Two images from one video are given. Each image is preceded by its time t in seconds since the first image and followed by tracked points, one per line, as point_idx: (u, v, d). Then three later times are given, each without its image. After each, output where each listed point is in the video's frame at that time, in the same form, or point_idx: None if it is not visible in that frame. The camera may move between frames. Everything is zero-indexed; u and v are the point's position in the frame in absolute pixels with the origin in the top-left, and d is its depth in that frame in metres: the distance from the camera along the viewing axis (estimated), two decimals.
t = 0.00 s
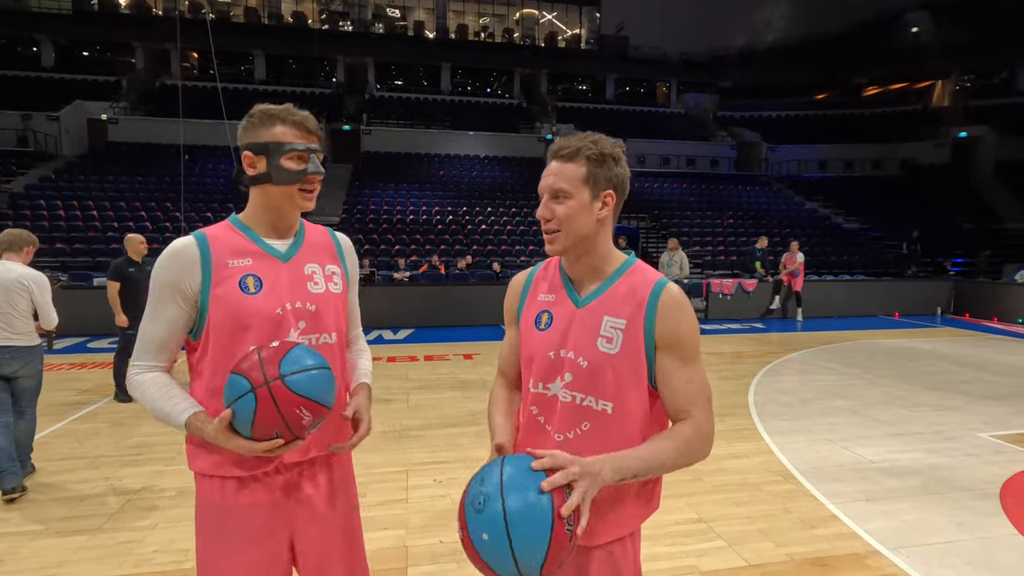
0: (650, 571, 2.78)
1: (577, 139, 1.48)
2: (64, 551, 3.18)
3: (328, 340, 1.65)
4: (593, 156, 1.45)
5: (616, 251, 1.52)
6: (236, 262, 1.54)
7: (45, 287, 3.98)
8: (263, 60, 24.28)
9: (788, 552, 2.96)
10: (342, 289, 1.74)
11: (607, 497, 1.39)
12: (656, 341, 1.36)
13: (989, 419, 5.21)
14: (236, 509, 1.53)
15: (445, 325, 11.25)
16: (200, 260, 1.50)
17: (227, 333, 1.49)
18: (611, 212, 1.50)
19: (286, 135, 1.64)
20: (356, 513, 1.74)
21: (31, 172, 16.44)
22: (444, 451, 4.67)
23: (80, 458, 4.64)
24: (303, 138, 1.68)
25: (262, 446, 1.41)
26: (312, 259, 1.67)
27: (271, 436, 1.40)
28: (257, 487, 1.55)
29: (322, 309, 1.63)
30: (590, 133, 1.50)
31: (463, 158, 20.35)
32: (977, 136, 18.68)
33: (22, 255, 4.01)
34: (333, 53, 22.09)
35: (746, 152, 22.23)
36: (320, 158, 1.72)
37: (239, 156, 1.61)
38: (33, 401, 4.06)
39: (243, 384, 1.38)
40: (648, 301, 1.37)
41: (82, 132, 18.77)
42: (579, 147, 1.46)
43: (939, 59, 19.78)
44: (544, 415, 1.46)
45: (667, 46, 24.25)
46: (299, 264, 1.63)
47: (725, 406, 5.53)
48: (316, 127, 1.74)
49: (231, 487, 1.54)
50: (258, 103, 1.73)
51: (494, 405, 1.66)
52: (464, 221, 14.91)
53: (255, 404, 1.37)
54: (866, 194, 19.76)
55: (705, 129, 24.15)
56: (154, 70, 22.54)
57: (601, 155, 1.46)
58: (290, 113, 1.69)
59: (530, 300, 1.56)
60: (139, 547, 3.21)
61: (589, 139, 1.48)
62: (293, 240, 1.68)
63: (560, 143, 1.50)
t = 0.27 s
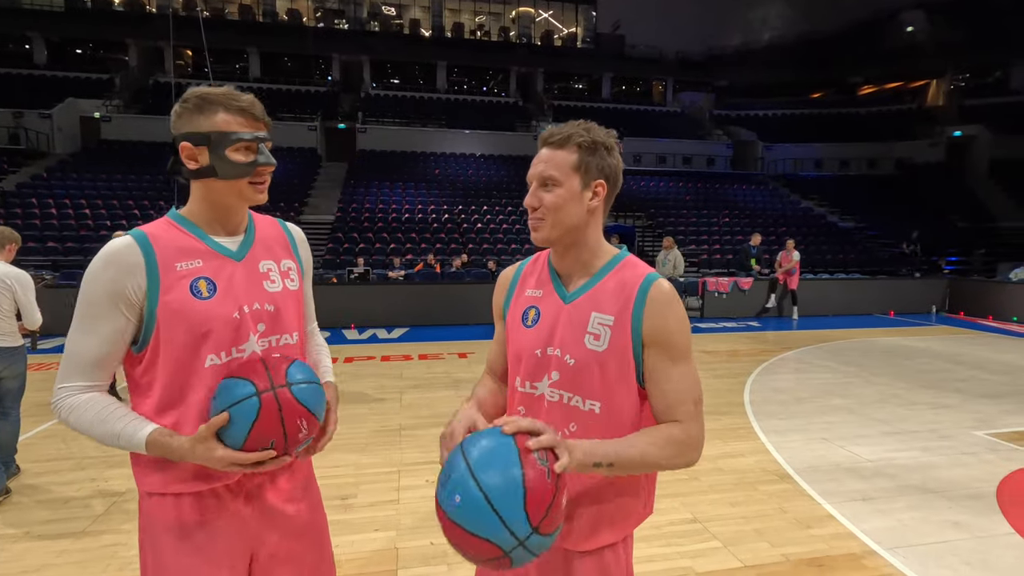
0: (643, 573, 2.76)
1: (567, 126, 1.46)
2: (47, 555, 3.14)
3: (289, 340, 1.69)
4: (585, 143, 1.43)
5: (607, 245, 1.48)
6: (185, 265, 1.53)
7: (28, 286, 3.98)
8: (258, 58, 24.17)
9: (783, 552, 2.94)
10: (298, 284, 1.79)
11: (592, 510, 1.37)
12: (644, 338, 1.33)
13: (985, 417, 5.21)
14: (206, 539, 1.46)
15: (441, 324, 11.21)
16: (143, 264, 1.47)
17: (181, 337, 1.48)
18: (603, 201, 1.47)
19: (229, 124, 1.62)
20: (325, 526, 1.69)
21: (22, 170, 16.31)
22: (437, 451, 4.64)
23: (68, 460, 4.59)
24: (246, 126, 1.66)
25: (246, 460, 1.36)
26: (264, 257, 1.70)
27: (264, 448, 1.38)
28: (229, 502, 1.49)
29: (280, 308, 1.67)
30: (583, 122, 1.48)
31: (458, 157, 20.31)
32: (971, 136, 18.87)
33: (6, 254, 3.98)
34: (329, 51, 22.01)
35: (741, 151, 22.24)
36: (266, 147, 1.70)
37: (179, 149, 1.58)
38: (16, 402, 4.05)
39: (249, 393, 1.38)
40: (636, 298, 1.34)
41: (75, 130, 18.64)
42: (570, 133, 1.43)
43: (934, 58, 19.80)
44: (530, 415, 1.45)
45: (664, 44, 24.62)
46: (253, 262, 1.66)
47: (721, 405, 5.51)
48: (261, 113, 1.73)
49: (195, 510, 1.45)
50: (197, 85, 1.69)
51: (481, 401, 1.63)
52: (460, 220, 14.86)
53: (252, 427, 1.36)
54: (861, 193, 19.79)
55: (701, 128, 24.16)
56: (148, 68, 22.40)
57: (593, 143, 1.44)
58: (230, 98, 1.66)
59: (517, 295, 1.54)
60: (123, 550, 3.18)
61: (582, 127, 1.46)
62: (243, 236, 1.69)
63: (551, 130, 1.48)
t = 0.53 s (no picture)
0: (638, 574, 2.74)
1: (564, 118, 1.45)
2: (34, 559, 3.13)
3: (269, 341, 1.70)
4: (581, 137, 1.42)
5: (598, 241, 1.47)
6: (161, 264, 1.51)
7: (14, 286, 4.02)
8: (253, 57, 24.08)
9: (779, 553, 2.93)
10: (277, 284, 1.79)
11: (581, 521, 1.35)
12: (630, 335, 1.29)
13: (980, 416, 5.22)
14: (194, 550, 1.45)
15: (436, 324, 11.19)
16: (118, 262, 1.44)
17: (158, 338, 1.46)
18: (598, 197, 1.47)
19: (206, 117, 1.60)
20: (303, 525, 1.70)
21: (15, 169, 16.23)
22: (432, 451, 4.62)
23: (58, 463, 4.56)
24: (223, 119, 1.63)
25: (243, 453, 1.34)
26: (243, 255, 1.70)
27: (275, 442, 1.39)
28: (210, 510, 1.48)
29: (259, 309, 1.67)
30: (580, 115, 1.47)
31: (454, 156, 20.28)
32: (966, 136, 18.94)
33: None
34: (324, 50, 21.94)
35: (737, 151, 22.27)
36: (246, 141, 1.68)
37: (152, 143, 1.55)
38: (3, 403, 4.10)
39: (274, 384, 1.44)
40: (626, 294, 1.31)
41: (68, 129, 18.55)
42: (567, 125, 1.43)
43: (929, 58, 19.83)
44: (521, 415, 1.43)
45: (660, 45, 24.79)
46: (232, 260, 1.66)
47: (717, 404, 5.51)
48: (238, 106, 1.71)
49: (177, 518, 1.44)
50: (177, 75, 1.66)
51: (475, 406, 1.62)
52: (456, 220, 14.84)
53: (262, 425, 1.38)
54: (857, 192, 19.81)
55: (698, 128, 24.21)
56: (142, 67, 22.31)
57: (589, 138, 1.43)
58: (207, 90, 1.63)
59: (507, 291, 1.53)
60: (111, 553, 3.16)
61: (580, 120, 1.45)
62: (221, 234, 1.68)
63: (548, 122, 1.47)
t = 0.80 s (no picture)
0: None
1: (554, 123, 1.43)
2: (31, 565, 3.13)
3: (271, 346, 1.68)
4: (572, 142, 1.40)
5: (592, 249, 1.46)
6: (160, 267, 1.51)
7: (12, 289, 4.01)
8: (256, 59, 24.15)
9: (782, 560, 2.90)
10: (280, 288, 1.77)
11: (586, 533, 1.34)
12: (635, 347, 1.28)
13: (985, 420, 5.18)
14: (190, 564, 1.43)
15: (438, 325, 11.18)
16: (115, 263, 1.44)
17: (154, 343, 1.45)
18: (590, 203, 1.45)
19: (207, 121, 1.58)
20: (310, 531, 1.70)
21: (19, 171, 16.29)
22: (432, 455, 4.61)
23: (58, 467, 4.56)
24: (224, 122, 1.62)
25: (232, 482, 1.32)
26: (245, 259, 1.68)
27: (275, 454, 1.36)
28: (212, 518, 1.46)
29: (260, 313, 1.65)
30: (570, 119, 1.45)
31: (456, 157, 20.30)
32: (969, 137, 19.02)
33: None
34: (327, 52, 22.01)
35: (740, 152, 22.23)
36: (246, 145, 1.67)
37: (154, 146, 1.54)
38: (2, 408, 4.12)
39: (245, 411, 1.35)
40: (626, 301, 1.30)
41: (73, 131, 18.62)
42: (557, 131, 1.40)
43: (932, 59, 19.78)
44: (517, 425, 1.41)
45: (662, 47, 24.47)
46: (232, 265, 1.64)
47: (719, 408, 5.49)
48: (241, 111, 1.69)
49: (175, 529, 1.43)
50: (176, 80, 1.65)
51: (471, 420, 1.62)
52: (458, 221, 14.84)
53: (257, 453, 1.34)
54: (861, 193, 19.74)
55: (700, 129, 24.20)
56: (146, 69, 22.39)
57: (580, 143, 1.41)
58: (209, 93, 1.62)
59: (500, 301, 1.51)
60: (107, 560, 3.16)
61: (570, 125, 1.44)
62: (222, 238, 1.68)
63: (538, 127, 1.45)
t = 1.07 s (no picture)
0: None
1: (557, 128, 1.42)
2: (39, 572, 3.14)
3: (285, 355, 1.66)
4: (577, 148, 1.38)
5: (603, 258, 1.45)
6: (172, 272, 1.52)
7: (21, 293, 4.02)
8: (267, 61, 24.30)
9: (798, 572, 2.84)
10: (298, 295, 1.75)
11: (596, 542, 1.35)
12: (647, 359, 1.29)
13: (1005, 427, 5.07)
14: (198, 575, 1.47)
15: (447, 327, 11.16)
16: (126, 268, 1.46)
17: (166, 350, 1.47)
18: (599, 212, 1.43)
19: (221, 127, 1.59)
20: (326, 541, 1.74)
21: (35, 173, 16.47)
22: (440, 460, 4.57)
23: (67, 470, 4.59)
24: (239, 130, 1.63)
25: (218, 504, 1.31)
26: (260, 265, 1.67)
27: (264, 478, 1.33)
28: (220, 531, 1.49)
29: (274, 320, 1.63)
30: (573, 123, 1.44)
31: (465, 159, 20.27)
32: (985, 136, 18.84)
33: None
34: (337, 54, 22.07)
35: (751, 152, 21.99)
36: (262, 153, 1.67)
37: (170, 153, 1.56)
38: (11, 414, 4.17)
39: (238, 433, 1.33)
40: (638, 313, 1.30)
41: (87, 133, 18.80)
42: (561, 138, 1.38)
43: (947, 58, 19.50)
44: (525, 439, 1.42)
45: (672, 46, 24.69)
46: (246, 271, 1.63)
47: (732, 412, 5.42)
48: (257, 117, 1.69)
49: (183, 542, 1.46)
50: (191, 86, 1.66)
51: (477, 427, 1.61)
52: (467, 223, 14.83)
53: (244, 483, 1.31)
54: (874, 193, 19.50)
55: (711, 129, 24.06)
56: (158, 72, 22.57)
57: (586, 148, 1.39)
58: (225, 100, 1.62)
59: (510, 312, 1.51)
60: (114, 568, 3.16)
61: (575, 130, 1.41)
62: (237, 244, 1.67)
63: (541, 134, 1.43)
